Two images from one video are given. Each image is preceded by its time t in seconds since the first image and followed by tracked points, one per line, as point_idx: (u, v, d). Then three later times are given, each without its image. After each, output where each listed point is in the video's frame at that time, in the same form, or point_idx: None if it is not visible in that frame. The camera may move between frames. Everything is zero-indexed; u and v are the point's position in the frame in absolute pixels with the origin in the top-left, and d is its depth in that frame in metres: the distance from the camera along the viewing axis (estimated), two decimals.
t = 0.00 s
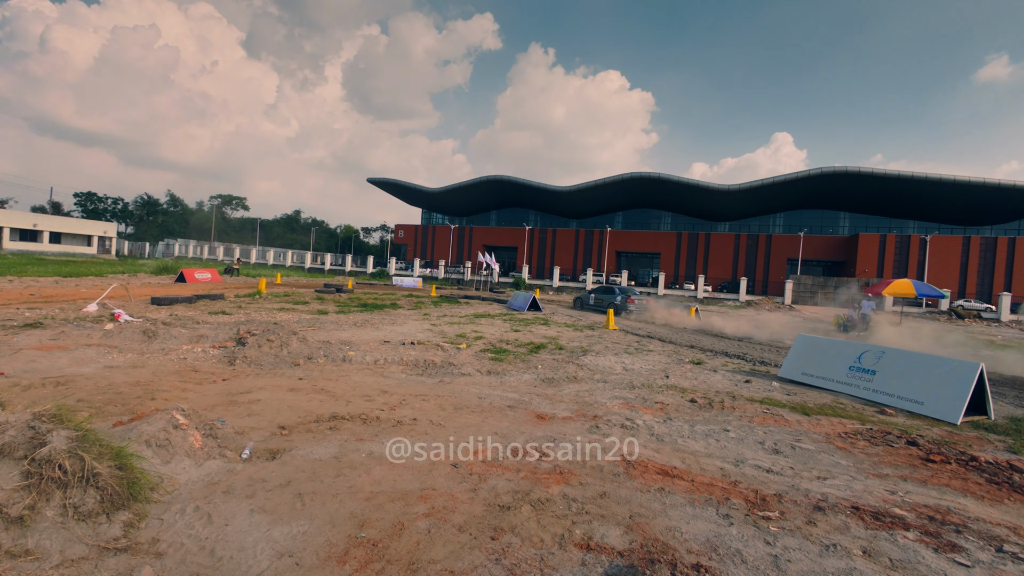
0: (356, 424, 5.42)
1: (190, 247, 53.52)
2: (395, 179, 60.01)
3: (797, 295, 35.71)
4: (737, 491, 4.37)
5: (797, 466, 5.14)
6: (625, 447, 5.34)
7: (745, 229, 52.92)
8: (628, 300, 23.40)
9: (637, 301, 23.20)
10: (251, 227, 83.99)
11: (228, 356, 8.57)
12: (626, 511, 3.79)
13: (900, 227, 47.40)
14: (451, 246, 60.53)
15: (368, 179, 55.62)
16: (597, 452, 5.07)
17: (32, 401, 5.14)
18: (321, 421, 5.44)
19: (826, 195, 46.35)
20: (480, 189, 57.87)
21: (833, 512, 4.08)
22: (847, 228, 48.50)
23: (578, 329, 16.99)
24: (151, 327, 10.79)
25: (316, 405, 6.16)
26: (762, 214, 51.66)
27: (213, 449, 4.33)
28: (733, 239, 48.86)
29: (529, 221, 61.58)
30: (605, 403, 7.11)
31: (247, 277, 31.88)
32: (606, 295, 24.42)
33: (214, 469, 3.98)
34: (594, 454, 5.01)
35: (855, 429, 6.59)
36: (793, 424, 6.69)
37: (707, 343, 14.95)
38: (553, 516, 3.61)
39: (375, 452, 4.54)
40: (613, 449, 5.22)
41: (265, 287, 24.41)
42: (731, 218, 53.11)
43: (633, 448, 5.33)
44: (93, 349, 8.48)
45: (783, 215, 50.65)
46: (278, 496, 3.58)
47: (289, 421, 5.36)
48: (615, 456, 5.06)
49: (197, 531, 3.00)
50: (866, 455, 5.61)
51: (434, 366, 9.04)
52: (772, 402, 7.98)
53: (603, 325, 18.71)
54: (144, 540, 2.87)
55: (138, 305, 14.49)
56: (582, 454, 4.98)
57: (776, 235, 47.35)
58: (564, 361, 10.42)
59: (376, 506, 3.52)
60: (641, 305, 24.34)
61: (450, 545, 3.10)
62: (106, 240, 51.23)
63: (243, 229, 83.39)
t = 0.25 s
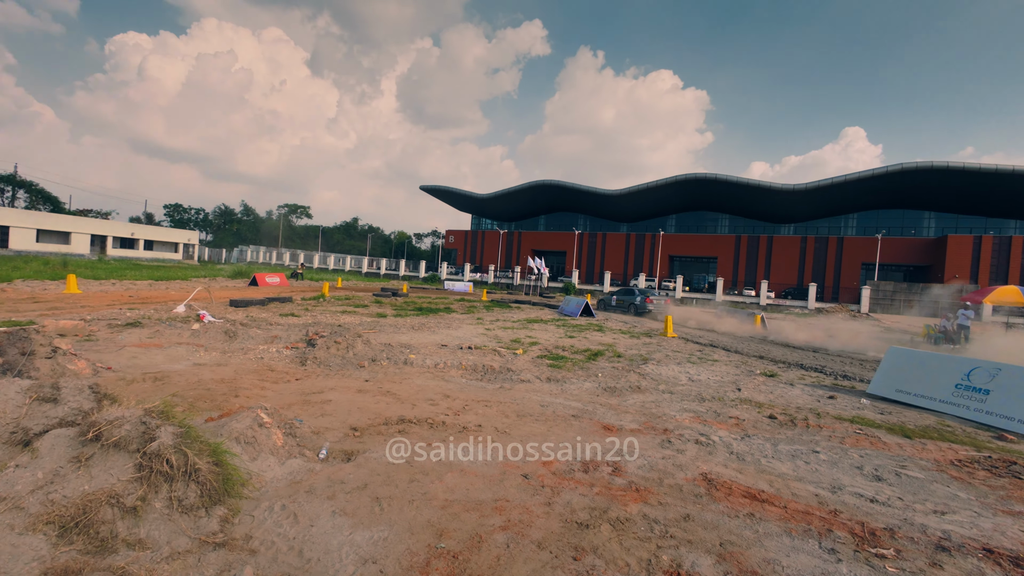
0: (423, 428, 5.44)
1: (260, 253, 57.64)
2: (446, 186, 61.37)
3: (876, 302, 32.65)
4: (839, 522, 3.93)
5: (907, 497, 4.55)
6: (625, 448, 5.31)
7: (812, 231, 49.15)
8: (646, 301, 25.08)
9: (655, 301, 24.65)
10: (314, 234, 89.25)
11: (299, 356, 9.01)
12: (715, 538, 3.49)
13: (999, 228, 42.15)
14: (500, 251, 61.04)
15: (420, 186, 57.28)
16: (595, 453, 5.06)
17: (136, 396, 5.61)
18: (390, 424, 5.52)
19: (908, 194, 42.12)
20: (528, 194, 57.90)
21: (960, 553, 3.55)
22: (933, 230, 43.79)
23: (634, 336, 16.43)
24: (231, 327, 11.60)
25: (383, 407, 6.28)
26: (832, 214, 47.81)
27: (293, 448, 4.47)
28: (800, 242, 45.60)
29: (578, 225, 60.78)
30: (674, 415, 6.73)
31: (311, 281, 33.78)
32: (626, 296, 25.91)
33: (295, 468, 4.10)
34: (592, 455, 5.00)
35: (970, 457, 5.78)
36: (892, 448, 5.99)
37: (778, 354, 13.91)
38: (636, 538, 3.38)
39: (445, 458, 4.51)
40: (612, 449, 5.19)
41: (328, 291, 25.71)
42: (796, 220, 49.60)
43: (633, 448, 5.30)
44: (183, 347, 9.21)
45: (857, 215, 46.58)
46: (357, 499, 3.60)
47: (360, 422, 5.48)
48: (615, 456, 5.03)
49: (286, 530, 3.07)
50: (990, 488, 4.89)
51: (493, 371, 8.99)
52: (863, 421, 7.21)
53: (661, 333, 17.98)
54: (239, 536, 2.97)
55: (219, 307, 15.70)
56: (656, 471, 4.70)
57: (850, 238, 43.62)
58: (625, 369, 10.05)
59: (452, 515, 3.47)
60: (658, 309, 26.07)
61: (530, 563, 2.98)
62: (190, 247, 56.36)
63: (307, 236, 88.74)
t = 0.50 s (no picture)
0: (478, 434, 5.39)
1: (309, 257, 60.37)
2: (485, 191, 61.87)
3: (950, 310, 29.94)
4: (946, 558, 3.52)
5: (1022, 531, 4.02)
6: (624, 448, 5.38)
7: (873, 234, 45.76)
8: (661, 303, 28.52)
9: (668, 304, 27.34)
10: (359, 239, 92.60)
11: (352, 358, 9.24)
12: (805, 569, 3.19)
13: None
14: (538, 255, 60.86)
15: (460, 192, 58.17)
16: (596, 452, 5.14)
17: (207, 394, 5.89)
18: (445, 429, 5.49)
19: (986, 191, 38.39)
20: (567, 197, 57.46)
21: None
22: (1015, 231, 39.69)
23: (683, 343, 15.81)
24: (287, 328, 12.12)
25: (437, 411, 6.29)
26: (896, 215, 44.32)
27: (354, 451, 4.51)
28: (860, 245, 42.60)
29: (618, 228, 59.55)
30: (738, 429, 6.32)
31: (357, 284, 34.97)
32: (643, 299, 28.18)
33: (358, 472, 4.11)
34: (593, 453, 5.08)
35: None
36: (996, 474, 5.34)
37: (843, 365, 12.93)
38: (715, 565, 3.14)
39: (504, 467, 4.41)
40: (612, 449, 5.26)
41: (374, 294, 26.47)
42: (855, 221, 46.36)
43: (633, 449, 5.36)
44: (246, 347, 9.68)
45: (925, 216, 42.97)
46: (420, 506, 3.55)
47: (416, 426, 5.47)
48: (615, 456, 5.11)
49: (355, 536, 3.06)
50: None
51: (542, 377, 8.83)
52: (955, 442, 6.49)
53: (711, 340, 17.21)
54: (312, 539, 2.97)
55: (275, 309, 16.47)
56: (728, 489, 4.40)
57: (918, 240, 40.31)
58: (678, 378, 9.65)
59: (518, 528, 3.36)
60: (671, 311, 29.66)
61: None
62: (246, 252, 59.88)
63: (351, 241, 92.21)
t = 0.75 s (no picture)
0: (526, 443, 5.29)
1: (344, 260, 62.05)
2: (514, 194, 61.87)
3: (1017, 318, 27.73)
4: None
5: None
6: (624, 447, 5.47)
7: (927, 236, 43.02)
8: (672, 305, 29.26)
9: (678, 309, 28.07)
10: (390, 242, 94.56)
11: (393, 361, 9.32)
12: None
13: None
14: (567, 258, 60.33)
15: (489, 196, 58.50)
16: (595, 452, 5.25)
17: (259, 396, 6.03)
18: (491, 437, 5.41)
19: None
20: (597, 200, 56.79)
21: None
22: None
23: (725, 350, 15.24)
24: (328, 331, 12.39)
25: (481, 418, 6.23)
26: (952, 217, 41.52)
27: (404, 458, 4.48)
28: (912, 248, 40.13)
29: (649, 231, 58.30)
30: (798, 445, 5.96)
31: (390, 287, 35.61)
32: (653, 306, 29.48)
33: (411, 480, 4.07)
34: (593, 453, 5.18)
35: None
36: None
37: (903, 376, 12.10)
38: None
39: (557, 480, 4.28)
40: (612, 449, 5.35)
41: (407, 297, 26.84)
42: (906, 223, 43.74)
43: (632, 448, 5.45)
44: (291, 349, 9.93)
45: (985, 216, 40.09)
46: (477, 520, 3.46)
47: (463, 434, 5.42)
48: (615, 455, 5.19)
49: (416, 549, 3.01)
50: None
51: (582, 385, 8.64)
52: None
53: (754, 347, 16.50)
54: (373, 550, 2.93)
55: (315, 311, 16.92)
56: (797, 512, 4.12)
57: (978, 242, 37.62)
58: (725, 387, 9.24)
59: (581, 547, 3.23)
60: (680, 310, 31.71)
61: None
62: (285, 255, 62.14)
63: (383, 245, 94.29)
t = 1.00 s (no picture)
0: (564, 455, 5.11)
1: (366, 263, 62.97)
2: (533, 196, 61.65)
3: None
4: None
5: None
6: (624, 448, 5.58)
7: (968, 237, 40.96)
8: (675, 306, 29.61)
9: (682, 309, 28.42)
10: (411, 245, 95.59)
11: (422, 366, 9.26)
12: None
13: None
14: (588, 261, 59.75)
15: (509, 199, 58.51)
16: (596, 452, 5.36)
17: (294, 402, 6.03)
18: (528, 447, 5.25)
19: None
20: (618, 201, 56.13)
21: None
22: None
23: (759, 357, 14.71)
24: (357, 334, 12.47)
25: (515, 427, 6.06)
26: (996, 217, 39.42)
27: (444, 470, 4.36)
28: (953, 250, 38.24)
29: (671, 232, 57.21)
30: (854, 462, 5.61)
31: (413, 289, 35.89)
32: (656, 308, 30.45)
33: (452, 493, 3.94)
34: (593, 453, 5.30)
35: None
36: None
37: (954, 387, 11.40)
38: None
39: (603, 496, 4.10)
40: (613, 449, 5.46)
41: (431, 299, 26.95)
42: (945, 224, 41.75)
43: (632, 449, 5.56)
44: (321, 352, 9.99)
45: None
46: (526, 539, 3.32)
47: (500, 444, 5.28)
48: (615, 456, 5.30)
49: (466, 570, 2.87)
50: None
51: (616, 393, 8.40)
52: None
53: (789, 354, 15.88)
54: (422, 571, 2.81)
55: (341, 314, 17.08)
56: (865, 538, 3.83)
57: None
58: (764, 397, 8.85)
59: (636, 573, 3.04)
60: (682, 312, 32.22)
61: None
62: (309, 257, 63.43)
63: (405, 248, 95.40)
